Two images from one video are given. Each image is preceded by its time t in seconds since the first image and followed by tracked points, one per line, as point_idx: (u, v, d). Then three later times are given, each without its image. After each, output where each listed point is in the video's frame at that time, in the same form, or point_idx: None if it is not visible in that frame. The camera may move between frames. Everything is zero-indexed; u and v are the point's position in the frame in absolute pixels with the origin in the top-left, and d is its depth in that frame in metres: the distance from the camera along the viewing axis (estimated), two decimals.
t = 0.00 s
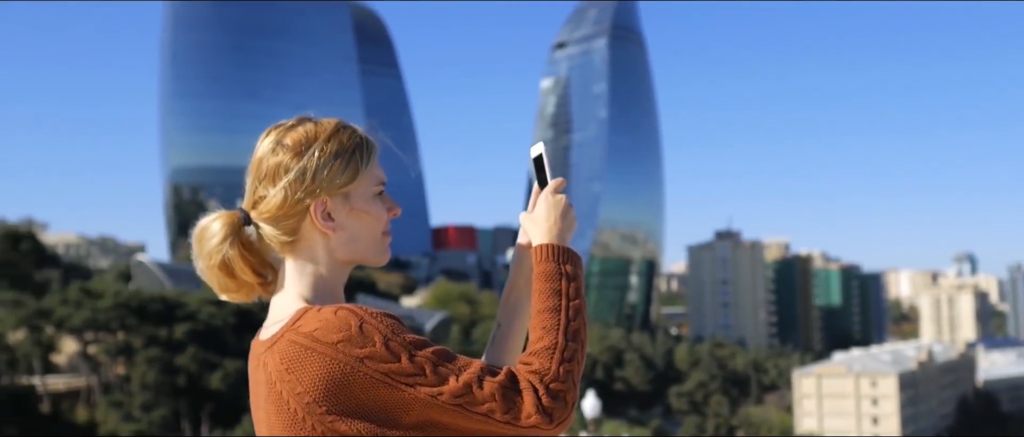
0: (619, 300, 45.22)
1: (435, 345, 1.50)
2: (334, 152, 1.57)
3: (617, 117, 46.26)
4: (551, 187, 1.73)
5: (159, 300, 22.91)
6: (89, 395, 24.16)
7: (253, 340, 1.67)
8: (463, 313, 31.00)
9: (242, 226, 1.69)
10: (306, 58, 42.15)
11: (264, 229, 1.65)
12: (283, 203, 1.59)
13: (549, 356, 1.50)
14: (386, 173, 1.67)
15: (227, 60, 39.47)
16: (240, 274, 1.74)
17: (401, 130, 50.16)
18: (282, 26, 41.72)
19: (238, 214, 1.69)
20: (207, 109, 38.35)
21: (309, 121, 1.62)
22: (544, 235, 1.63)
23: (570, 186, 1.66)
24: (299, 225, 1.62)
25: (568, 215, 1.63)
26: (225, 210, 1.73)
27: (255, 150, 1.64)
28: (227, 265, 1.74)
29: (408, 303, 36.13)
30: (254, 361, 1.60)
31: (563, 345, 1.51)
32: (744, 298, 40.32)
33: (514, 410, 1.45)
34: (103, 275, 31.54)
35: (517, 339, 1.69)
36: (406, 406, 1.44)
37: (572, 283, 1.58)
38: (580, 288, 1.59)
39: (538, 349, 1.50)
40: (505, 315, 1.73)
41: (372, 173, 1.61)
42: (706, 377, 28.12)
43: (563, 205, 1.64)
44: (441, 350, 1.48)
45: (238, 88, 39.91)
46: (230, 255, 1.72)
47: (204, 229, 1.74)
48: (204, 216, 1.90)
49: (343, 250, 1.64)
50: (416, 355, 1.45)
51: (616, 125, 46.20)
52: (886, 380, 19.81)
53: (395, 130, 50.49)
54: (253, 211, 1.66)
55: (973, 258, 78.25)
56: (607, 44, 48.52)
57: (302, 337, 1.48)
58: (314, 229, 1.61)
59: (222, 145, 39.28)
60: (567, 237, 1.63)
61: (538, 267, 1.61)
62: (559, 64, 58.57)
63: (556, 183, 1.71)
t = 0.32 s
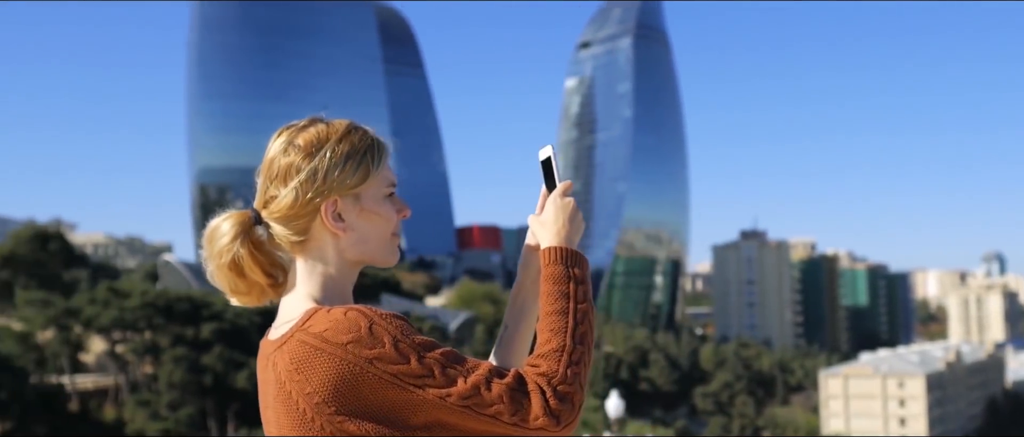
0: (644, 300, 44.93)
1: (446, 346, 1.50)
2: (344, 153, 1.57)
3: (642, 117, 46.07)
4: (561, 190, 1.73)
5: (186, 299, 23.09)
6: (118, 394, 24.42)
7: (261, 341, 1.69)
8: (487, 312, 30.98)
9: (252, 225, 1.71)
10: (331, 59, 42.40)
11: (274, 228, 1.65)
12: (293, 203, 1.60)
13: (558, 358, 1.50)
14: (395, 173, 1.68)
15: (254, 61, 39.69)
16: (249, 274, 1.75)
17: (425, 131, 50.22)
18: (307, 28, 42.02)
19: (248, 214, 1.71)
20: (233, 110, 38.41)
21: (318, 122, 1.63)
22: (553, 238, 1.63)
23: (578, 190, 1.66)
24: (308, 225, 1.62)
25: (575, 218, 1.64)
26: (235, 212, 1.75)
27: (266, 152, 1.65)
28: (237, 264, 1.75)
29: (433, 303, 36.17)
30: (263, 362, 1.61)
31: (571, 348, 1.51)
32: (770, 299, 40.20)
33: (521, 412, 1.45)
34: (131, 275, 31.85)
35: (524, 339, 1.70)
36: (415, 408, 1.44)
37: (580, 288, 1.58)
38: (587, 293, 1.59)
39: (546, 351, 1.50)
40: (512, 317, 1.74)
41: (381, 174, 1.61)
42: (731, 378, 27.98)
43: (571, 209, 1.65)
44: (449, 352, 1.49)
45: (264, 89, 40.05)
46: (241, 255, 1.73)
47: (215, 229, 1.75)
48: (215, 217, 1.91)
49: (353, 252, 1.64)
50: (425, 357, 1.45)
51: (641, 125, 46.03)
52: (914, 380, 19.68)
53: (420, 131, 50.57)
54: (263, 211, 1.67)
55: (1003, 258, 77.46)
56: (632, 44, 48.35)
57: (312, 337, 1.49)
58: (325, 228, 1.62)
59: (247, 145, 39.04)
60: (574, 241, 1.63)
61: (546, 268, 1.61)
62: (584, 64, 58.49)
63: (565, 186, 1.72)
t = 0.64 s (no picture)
0: (671, 300, 44.86)
1: (455, 346, 1.50)
2: (356, 152, 1.58)
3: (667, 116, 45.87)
4: (571, 192, 1.74)
5: (215, 299, 23.22)
6: (147, 393, 24.68)
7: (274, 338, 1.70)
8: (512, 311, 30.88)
9: (266, 223, 1.71)
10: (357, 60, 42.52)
11: (287, 226, 1.66)
12: (305, 202, 1.61)
13: (566, 357, 1.50)
14: (406, 173, 1.68)
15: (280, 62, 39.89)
16: (263, 270, 1.76)
17: (451, 132, 50.27)
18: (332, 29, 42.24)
19: (261, 212, 1.71)
20: (260, 111, 38.51)
21: (332, 120, 1.63)
22: (561, 237, 1.64)
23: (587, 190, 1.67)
24: (320, 225, 1.63)
25: (584, 219, 1.66)
26: (248, 209, 1.75)
27: (279, 150, 1.66)
28: (251, 262, 1.76)
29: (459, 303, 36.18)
30: (275, 359, 1.63)
31: (581, 347, 1.52)
32: (798, 299, 40.04)
33: (532, 409, 1.46)
34: (160, 275, 32.11)
35: (532, 340, 1.73)
36: (425, 405, 1.45)
37: (589, 287, 1.59)
38: (597, 293, 1.60)
39: (557, 349, 1.51)
40: (520, 317, 1.76)
41: (393, 174, 1.62)
42: (759, 378, 27.79)
43: (580, 209, 1.66)
44: (460, 351, 1.49)
45: (290, 90, 40.22)
46: (254, 251, 1.74)
47: (227, 227, 1.76)
48: (232, 212, 1.92)
49: (364, 250, 1.65)
50: (437, 354, 1.46)
51: (667, 125, 45.82)
52: (944, 381, 19.56)
53: (445, 132, 50.60)
54: (275, 210, 1.68)
55: None
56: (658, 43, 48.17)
57: (324, 334, 1.49)
58: (337, 228, 1.63)
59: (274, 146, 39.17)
60: (583, 240, 1.64)
61: (555, 267, 1.62)
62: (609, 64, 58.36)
63: (576, 186, 1.72)
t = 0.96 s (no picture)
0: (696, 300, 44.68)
1: (476, 344, 1.51)
2: (376, 152, 1.59)
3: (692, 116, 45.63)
4: (587, 194, 1.75)
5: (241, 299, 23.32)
6: (175, 392, 24.90)
7: (293, 336, 1.71)
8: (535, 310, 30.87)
9: (285, 222, 1.72)
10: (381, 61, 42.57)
11: (307, 225, 1.67)
12: (325, 201, 1.61)
13: (585, 357, 1.50)
14: (425, 172, 1.69)
15: (305, 64, 39.96)
16: (284, 269, 1.77)
17: (475, 132, 50.31)
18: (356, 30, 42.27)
19: (282, 211, 1.73)
20: (285, 113, 38.63)
21: (351, 122, 1.64)
22: (580, 238, 1.64)
23: (605, 191, 1.66)
24: (341, 222, 1.64)
25: (603, 218, 1.65)
26: (268, 209, 1.76)
27: (299, 150, 1.67)
28: (271, 260, 1.77)
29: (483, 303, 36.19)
30: (294, 358, 1.64)
31: (599, 346, 1.52)
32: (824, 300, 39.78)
33: (551, 408, 1.46)
34: (187, 275, 32.44)
35: (550, 338, 1.74)
36: (445, 403, 1.46)
37: (608, 287, 1.58)
38: (614, 293, 1.59)
39: (575, 350, 1.51)
40: (539, 316, 1.77)
41: (411, 174, 1.63)
42: (785, 378, 27.63)
43: (599, 210, 1.67)
44: (480, 349, 1.49)
45: (315, 92, 40.27)
46: (275, 250, 1.75)
47: (249, 224, 1.77)
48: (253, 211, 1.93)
49: (383, 249, 1.66)
50: (457, 354, 1.46)
51: (692, 124, 45.58)
52: (974, 382, 19.44)
53: (469, 132, 50.66)
54: (296, 209, 1.69)
55: None
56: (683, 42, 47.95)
57: (346, 333, 1.49)
58: (356, 227, 1.64)
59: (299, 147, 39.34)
60: (601, 238, 1.64)
61: (574, 268, 1.62)
62: (634, 64, 58.16)
63: (593, 187, 1.73)
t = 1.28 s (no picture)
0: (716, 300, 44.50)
1: (495, 344, 1.51)
2: (395, 153, 1.60)
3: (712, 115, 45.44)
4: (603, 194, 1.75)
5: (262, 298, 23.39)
6: (197, 391, 25.05)
7: (312, 338, 1.73)
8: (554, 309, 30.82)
9: (304, 223, 1.73)
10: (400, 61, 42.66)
11: (326, 226, 1.68)
12: (346, 202, 1.62)
13: (604, 357, 1.50)
14: (442, 173, 1.70)
15: (324, 64, 40.10)
16: (301, 269, 1.78)
17: (494, 132, 50.32)
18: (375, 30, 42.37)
19: (300, 211, 1.73)
20: (305, 113, 38.78)
21: (369, 123, 1.65)
22: (596, 237, 1.65)
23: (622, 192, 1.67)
24: (360, 223, 1.65)
25: (618, 218, 1.66)
26: (286, 209, 1.77)
27: (318, 152, 1.68)
28: (291, 260, 1.78)
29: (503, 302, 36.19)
30: (313, 357, 1.66)
31: (617, 347, 1.52)
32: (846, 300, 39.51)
33: (571, 408, 1.46)
34: (209, 275, 32.62)
35: (567, 338, 1.75)
36: (466, 401, 1.46)
37: (623, 289, 1.59)
38: (632, 293, 1.59)
39: (594, 349, 1.51)
40: (555, 315, 1.78)
41: (429, 175, 1.64)
42: (807, 379, 27.45)
43: (614, 211, 1.67)
44: (499, 349, 1.50)
45: (335, 91, 40.39)
46: (294, 250, 1.76)
47: (268, 225, 1.78)
48: (272, 213, 1.94)
49: (402, 250, 1.67)
50: (476, 352, 1.47)
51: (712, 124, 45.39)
52: (998, 383, 19.27)
53: (488, 132, 50.65)
54: (315, 209, 1.70)
55: None
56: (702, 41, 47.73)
57: (367, 333, 1.51)
58: (377, 227, 1.65)
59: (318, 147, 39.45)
60: (619, 238, 1.65)
61: (590, 268, 1.63)
62: (654, 63, 57.98)
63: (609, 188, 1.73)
